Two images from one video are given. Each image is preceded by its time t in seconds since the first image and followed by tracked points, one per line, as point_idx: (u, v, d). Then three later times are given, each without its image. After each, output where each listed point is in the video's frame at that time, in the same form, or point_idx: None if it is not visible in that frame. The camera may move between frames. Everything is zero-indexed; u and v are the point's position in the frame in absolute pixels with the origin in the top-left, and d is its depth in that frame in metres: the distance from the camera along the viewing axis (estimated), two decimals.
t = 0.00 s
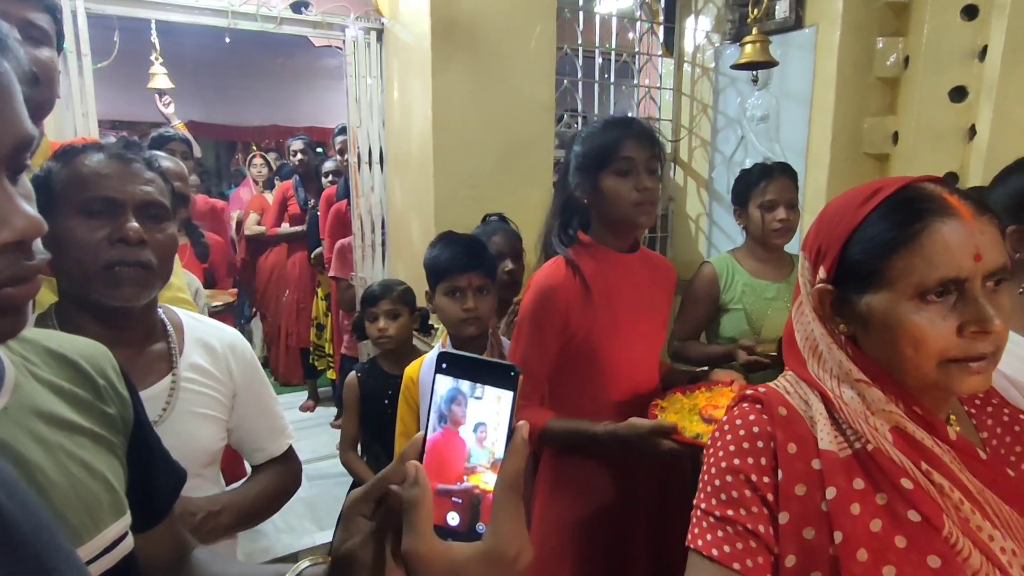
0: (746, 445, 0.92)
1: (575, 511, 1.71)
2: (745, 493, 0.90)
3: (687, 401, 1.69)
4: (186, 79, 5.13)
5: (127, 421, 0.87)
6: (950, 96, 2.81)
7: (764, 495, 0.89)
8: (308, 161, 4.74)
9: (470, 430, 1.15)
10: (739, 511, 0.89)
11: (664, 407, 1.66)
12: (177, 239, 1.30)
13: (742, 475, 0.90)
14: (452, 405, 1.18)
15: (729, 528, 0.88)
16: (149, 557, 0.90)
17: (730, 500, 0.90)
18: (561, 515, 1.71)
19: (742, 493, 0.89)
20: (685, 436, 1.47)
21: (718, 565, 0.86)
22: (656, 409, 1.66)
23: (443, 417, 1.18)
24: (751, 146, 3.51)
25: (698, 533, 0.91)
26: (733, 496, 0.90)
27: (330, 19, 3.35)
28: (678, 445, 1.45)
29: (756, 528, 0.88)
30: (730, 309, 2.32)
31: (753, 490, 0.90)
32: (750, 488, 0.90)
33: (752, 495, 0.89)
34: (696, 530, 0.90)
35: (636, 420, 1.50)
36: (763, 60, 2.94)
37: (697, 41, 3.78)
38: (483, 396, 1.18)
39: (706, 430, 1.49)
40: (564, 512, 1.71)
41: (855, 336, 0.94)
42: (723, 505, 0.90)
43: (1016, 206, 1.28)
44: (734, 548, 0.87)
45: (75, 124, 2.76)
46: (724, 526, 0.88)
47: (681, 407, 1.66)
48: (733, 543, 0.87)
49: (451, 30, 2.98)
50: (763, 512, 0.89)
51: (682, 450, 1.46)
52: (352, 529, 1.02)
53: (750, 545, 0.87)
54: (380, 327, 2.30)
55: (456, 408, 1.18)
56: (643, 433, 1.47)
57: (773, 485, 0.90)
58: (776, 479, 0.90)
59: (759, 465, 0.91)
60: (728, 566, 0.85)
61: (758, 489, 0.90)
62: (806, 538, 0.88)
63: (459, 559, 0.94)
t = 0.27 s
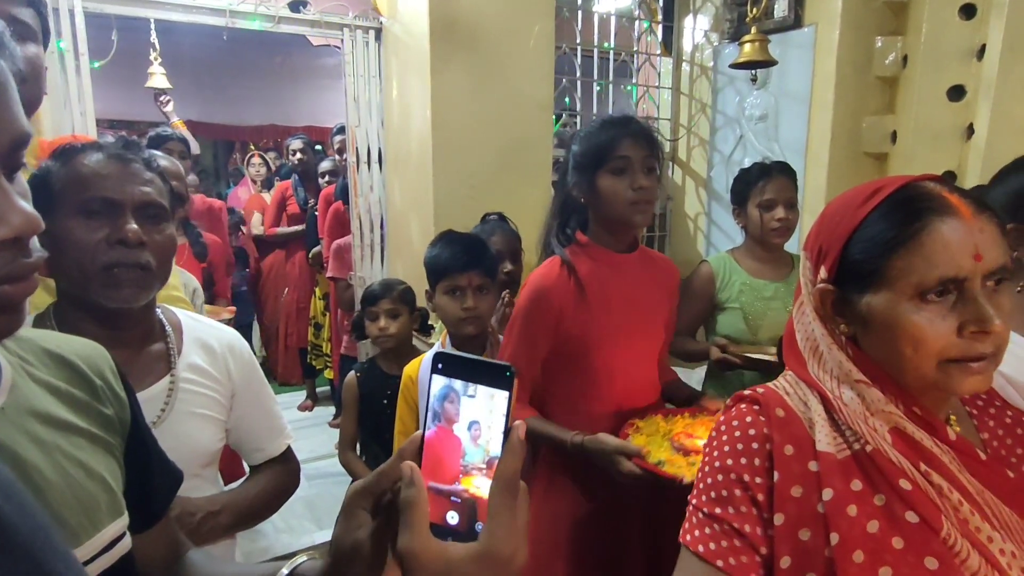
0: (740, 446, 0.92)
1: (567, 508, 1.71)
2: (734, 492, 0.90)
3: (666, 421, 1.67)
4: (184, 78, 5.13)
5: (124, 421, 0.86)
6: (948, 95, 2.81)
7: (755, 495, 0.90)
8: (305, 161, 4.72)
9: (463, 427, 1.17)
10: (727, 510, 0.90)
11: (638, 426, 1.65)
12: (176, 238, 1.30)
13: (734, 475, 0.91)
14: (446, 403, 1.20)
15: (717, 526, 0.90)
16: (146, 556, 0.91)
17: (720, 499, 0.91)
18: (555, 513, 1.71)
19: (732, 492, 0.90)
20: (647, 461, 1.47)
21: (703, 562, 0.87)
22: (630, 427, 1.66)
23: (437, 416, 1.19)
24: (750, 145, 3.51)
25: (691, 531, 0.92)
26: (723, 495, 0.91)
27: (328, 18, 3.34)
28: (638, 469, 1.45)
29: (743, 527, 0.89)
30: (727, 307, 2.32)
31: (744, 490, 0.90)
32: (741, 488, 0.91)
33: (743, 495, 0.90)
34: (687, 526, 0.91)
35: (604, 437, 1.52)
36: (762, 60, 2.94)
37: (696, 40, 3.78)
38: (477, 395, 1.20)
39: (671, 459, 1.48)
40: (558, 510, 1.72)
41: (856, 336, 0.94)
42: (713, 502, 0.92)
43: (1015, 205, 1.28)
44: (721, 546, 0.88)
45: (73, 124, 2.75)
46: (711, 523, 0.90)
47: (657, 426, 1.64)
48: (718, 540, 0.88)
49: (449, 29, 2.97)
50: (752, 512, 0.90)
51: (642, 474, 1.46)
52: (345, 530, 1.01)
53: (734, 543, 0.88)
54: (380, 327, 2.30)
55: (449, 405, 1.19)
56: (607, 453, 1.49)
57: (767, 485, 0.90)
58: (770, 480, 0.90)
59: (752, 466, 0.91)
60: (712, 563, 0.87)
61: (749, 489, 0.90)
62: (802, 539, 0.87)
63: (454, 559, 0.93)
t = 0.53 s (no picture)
0: (739, 447, 0.92)
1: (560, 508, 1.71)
2: (732, 494, 0.90)
3: (637, 431, 1.64)
4: (184, 78, 5.12)
5: (124, 421, 0.86)
6: (948, 93, 2.81)
7: (752, 497, 0.90)
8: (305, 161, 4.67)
9: (459, 431, 1.20)
10: (723, 511, 0.90)
11: (607, 433, 1.64)
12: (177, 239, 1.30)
13: (731, 477, 0.91)
14: (440, 410, 1.22)
15: (713, 527, 0.89)
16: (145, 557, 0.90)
17: (716, 500, 0.91)
18: (548, 514, 1.72)
19: (730, 494, 0.90)
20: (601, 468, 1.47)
21: (698, 563, 0.86)
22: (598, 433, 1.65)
23: (432, 422, 1.23)
24: (750, 144, 3.51)
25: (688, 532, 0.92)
26: (720, 496, 0.91)
27: (328, 18, 3.34)
28: (588, 474, 1.47)
29: (738, 529, 0.89)
30: (726, 305, 2.31)
31: (741, 492, 0.90)
32: (739, 490, 0.90)
33: (740, 497, 0.90)
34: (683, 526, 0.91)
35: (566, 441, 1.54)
36: (762, 59, 2.93)
37: (696, 39, 3.78)
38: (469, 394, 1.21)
39: (624, 469, 1.46)
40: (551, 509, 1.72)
41: (858, 337, 0.94)
42: (709, 503, 0.91)
43: (1016, 203, 1.28)
44: (718, 548, 0.87)
45: (72, 123, 2.74)
46: (707, 525, 0.89)
47: (625, 434, 1.62)
48: (714, 542, 0.88)
49: (449, 28, 2.97)
50: (748, 514, 0.90)
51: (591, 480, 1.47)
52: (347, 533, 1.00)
53: (729, 546, 0.87)
54: (382, 327, 2.29)
55: (436, 412, 1.22)
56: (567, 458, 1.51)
57: (764, 488, 0.90)
58: (768, 482, 0.90)
59: (750, 467, 0.91)
60: (706, 565, 0.86)
61: (746, 491, 0.90)
62: (800, 542, 0.87)
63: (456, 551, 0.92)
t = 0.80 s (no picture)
0: (738, 447, 0.92)
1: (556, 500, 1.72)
2: (733, 495, 0.90)
3: (614, 414, 1.64)
4: (181, 78, 5.11)
5: (120, 423, 0.86)
6: (945, 92, 2.81)
7: (754, 498, 0.90)
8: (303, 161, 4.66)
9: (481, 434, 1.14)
10: (725, 513, 0.90)
11: (581, 416, 1.64)
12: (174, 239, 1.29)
13: (732, 477, 0.91)
14: (461, 413, 1.15)
15: (715, 530, 0.89)
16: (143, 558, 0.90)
17: (717, 502, 0.91)
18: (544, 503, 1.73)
19: (732, 495, 0.90)
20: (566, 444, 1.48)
21: (701, 566, 0.86)
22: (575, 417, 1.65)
23: (453, 425, 1.14)
24: (747, 143, 3.51)
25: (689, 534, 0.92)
26: (721, 498, 0.91)
27: (325, 17, 3.33)
28: (552, 449, 1.48)
29: (742, 531, 0.89)
30: (723, 304, 2.31)
31: (743, 493, 0.90)
32: (740, 490, 0.90)
33: (741, 498, 0.90)
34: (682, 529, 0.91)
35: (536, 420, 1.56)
36: (760, 57, 2.93)
37: (693, 38, 3.78)
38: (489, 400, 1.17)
39: (590, 444, 1.47)
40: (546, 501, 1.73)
41: (852, 335, 0.94)
42: (710, 505, 0.91)
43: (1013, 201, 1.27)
44: (720, 550, 0.87)
45: (68, 122, 2.74)
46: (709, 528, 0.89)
47: (601, 417, 1.62)
48: (716, 545, 0.88)
49: (446, 26, 2.96)
50: (751, 515, 0.89)
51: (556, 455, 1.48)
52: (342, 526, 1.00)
53: (733, 548, 0.88)
54: (383, 328, 2.28)
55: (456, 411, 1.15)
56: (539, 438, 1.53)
57: (765, 487, 0.90)
58: (768, 482, 0.90)
59: (750, 467, 0.91)
60: (710, 568, 0.86)
61: (748, 491, 0.90)
62: (801, 542, 0.87)
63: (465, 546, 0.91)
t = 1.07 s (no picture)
0: (729, 442, 0.92)
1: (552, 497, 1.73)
2: (728, 491, 0.90)
3: (615, 420, 1.64)
4: (172, 78, 5.09)
5: (108, 425, 0.86)
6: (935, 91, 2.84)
7: (747, 492, 0.90)
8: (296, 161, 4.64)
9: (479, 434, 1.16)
10: (722, 511, 0.89)
11: (584, 422, 1.63)
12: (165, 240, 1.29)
13: (725, 473, 0.90)
14: (459, 414, 1.17)
15: (713, 528, 0.89)
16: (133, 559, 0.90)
17: (713, 499, 0.90)
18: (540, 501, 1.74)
19: (726, 491, 0.89)
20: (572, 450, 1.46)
21: (700, 566, 0.86)
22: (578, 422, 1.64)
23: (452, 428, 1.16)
24: (739, 142, 3.52)
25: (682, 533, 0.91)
26: (716, 495, 0.90)
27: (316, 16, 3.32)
28: (558, 455, 1.46)
29: (740, 528, 0.88)
30: (716, 303, 2.32)
31: (737, 488, 0.90)
32: (734, 486, 0.90)
33: (736, 493, 0.89)
34: (677, 530, 0.91)
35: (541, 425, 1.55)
36: (751, 56, 2.94)
37: (685, 37, 3.79)
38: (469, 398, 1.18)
39: (595, 451, 1.46)
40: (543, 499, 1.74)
41: (833, 332, 0.95)
42: (705, 504, 0.91)
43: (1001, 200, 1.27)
44: (718, 549, 0.87)
45: (58, 122, 2.72)
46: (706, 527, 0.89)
47: (603, 423, 1.62)
48: (716, 544, 0.87)
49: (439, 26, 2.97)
50: (747, 510, 0.89)
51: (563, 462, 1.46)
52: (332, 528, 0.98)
53: (733, 546, 0.87)
54: (380, 327, 2.31)
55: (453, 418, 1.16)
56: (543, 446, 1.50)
57: (758, 482, 0.90)
58: (759, 476, 0.90)
59: (743, 462, 0.91)
60: (711, 568, 0.86)
61: (742, 487, 0.90)
62: (791, 534, 0.88)
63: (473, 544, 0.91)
